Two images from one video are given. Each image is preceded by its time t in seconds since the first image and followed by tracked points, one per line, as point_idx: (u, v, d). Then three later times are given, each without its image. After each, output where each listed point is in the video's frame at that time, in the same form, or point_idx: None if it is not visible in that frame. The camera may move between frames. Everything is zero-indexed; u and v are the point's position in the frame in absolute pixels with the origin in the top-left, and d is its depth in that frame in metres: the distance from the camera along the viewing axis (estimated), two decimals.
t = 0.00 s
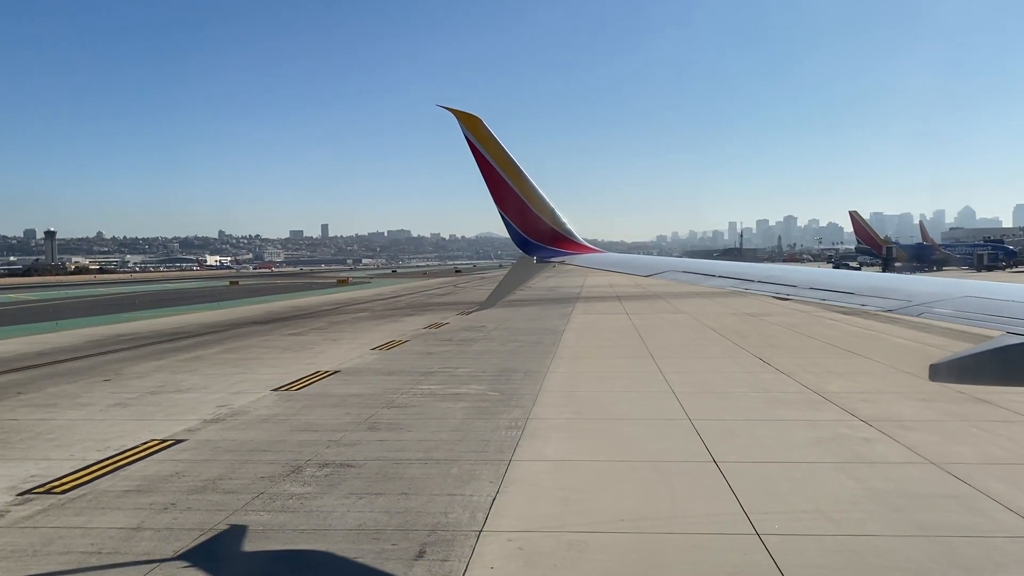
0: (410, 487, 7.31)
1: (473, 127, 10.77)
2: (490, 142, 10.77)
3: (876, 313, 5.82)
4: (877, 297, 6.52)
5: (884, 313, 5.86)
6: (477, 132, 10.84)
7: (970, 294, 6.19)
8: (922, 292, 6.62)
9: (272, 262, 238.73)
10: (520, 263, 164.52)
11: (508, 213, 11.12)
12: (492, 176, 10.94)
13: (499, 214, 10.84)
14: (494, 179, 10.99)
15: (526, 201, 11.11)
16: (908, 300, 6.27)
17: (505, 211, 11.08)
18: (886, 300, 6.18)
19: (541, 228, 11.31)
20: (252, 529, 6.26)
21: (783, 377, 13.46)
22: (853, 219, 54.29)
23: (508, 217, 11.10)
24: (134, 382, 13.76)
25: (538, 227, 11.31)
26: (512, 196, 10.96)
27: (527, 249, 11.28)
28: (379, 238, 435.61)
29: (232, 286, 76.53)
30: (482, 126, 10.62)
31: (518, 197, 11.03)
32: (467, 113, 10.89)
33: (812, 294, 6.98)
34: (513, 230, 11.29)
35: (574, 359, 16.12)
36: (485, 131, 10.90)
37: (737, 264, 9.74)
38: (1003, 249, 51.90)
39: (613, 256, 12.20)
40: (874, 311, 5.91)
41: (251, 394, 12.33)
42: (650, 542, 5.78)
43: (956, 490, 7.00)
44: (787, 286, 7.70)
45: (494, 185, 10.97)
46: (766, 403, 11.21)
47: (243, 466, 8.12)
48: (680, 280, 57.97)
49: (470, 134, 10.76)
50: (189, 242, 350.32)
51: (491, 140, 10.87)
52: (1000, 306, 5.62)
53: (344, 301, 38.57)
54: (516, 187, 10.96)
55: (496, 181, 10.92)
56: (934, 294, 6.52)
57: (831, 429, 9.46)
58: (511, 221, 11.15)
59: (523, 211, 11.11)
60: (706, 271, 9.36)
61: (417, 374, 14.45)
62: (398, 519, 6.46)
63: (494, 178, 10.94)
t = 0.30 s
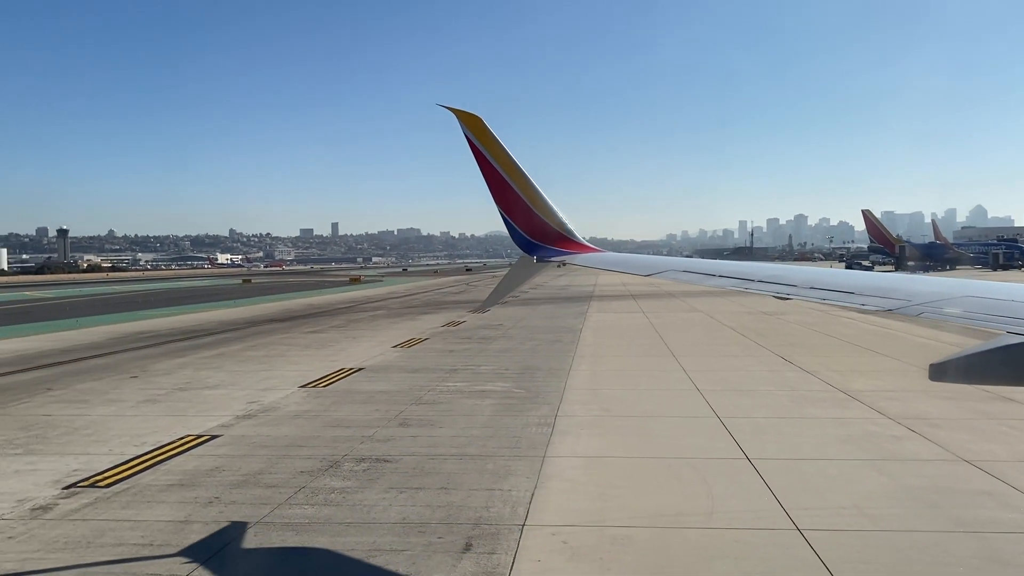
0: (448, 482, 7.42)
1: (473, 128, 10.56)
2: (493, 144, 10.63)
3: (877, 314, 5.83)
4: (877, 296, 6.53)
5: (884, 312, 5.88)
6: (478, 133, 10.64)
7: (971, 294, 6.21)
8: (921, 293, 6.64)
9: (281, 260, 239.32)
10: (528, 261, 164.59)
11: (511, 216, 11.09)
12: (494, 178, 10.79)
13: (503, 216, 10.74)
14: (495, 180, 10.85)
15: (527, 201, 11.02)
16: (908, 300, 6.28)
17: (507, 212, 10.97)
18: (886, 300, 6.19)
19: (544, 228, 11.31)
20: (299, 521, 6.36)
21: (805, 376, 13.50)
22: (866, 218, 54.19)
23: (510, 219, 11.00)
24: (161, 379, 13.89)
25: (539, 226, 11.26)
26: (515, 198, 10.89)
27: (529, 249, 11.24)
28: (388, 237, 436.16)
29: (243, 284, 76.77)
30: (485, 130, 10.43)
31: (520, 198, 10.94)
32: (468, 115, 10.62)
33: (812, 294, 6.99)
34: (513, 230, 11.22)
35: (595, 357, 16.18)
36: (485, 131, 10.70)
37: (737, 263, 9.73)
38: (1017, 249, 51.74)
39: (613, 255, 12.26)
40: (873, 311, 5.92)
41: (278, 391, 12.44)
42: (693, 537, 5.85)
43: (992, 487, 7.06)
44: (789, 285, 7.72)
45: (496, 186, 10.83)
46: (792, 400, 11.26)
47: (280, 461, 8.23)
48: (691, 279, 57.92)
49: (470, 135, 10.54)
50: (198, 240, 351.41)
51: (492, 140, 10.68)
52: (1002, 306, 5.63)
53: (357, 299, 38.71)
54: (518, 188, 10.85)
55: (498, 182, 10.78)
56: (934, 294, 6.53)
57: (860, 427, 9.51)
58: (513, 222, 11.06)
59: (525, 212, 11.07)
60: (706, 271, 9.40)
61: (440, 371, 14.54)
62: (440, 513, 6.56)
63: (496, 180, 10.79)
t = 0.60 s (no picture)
0: (486, 477, 7.52)
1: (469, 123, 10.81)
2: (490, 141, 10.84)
3: (882, 313, 5.84)
4: (877, 295, 6.57)
5: (883, 311, 5.91)
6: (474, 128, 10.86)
7: (972, 292, 6.24)
8: (923, 291, 6.68)
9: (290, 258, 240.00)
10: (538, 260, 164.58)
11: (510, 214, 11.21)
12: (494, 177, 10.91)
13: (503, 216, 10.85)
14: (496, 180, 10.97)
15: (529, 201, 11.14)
16: (909, 298, 6.31)
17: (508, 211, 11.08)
18: (886, 300, 6.22)
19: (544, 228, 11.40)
20: (343, 515, 6.47)
21: (828, 373, 13.53)
22: (878, 216, 54.05)
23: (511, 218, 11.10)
24: (188, 376, 14.03)
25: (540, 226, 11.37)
26: (514, 196, 11.01)
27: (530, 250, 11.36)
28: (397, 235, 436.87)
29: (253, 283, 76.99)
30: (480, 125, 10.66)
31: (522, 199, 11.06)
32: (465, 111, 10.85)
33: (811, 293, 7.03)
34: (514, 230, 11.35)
35: (616, 355, 16.25)
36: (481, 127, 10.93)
37: (740, 262, 9.71)
38: None
39: (614, 256, 12.33)
40: (873, 310, 5.95)
41: (305, 388, 12.56)
42: (734, 531, 5.92)
43: None
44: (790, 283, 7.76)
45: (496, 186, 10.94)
46: (816, 397, 11.31)
47: (317, 456, 8.34)
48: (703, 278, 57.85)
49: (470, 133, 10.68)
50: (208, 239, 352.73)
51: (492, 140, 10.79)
52: (1007, 306, 5.64)
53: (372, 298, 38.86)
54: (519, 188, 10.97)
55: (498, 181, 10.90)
56: (935, 292, 6.56)
57: (889, 423, 9.55)
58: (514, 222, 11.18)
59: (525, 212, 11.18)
60: (705, 269, 9.45)
61: (464, 369, 14.63)
62: (482, 507, 6.66)
63: (496, 179, 10.91)
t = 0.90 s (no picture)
0: (524, 472, 7.61)
1: (482, 133, 13.53)
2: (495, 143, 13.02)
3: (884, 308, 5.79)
4: (879, 291, 6.57)
5: (885, 306, 5.90)
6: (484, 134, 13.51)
7: (973, 288, 6.23)
8: (924, 286, 6.68)
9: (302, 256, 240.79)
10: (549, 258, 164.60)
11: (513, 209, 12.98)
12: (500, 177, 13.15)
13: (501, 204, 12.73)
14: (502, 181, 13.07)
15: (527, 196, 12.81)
16: (910, 293, 6.31)
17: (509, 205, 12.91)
18: (888, 295, 6.21)
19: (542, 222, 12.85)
20: (388, 509, 6.58)
21: (853, 370, 13.57)
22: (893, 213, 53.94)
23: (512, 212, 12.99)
24: (217, 373, 14.21)
25: (540, 222, 12.85)
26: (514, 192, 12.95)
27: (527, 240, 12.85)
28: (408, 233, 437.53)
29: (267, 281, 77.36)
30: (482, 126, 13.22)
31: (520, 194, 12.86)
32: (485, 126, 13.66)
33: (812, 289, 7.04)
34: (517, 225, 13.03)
35: (639, 352, 16.33)
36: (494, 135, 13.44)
37: (747, 260, 9.64)
38: None
39: (616, 254, 12.40)
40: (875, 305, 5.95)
41: (335, 384, 12.70)
42: (777, 525, 5.99)
43: None
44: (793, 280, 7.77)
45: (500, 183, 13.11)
46: (843, 394, 11.36)
47: (355, 451, 8.46)
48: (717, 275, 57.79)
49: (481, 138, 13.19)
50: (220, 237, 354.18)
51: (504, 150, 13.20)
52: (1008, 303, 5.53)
53: (388, 295, 39.07)
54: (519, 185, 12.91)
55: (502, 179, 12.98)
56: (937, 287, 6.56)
57: (920, 420, 9.60)
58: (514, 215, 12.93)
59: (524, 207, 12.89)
60: (708, 266, 9.46)
61: (489, 366, 14.74)
62: (524, 501, 6.75)
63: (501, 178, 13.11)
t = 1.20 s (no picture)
0: (566, 464, 7.71)
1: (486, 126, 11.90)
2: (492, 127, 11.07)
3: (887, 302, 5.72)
4: (884, 284, 6.47)
5: (890, 300, 5.80)
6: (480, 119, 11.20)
7: (979, 282, 6.12)
8: (929, 279, 6.58)
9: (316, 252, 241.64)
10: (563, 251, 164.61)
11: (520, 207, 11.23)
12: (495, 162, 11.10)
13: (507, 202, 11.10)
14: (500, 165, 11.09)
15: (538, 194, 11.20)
16: (915, 288, 6.21)
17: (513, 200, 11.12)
18: (892, 289, 6.12)
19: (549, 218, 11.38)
20: (438, 499, 6.69)
21: (882, 362, 13.59)
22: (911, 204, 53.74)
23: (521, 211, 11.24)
24: (248, 367, 14.37)
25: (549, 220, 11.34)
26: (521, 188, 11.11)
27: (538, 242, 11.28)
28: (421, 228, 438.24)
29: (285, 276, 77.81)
30: (485, 115, 11.16)
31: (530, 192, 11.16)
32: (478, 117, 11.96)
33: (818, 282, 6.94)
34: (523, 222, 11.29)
35: (665, 345, 16.39)
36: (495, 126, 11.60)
37: (751, 253, 9.58)
38: None
39: (625, 249, 12.37)
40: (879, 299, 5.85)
41: (367, 377, 12.83)
42: (826, 515, 6.07)
43: None
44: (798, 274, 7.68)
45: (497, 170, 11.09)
46: (875, 387, 11.39)
47: (396, 443, 8.57)
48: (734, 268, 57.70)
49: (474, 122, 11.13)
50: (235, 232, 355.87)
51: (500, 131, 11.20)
52: (1010, 296, 5.48)
53: (407, 290, 39.23)
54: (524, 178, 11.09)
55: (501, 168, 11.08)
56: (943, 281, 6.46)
57: (955, 411, 9.63)
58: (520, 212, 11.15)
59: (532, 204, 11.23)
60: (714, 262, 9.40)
61: (517, 359, 14.85)
62: (569, 492, 6.85)
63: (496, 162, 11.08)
